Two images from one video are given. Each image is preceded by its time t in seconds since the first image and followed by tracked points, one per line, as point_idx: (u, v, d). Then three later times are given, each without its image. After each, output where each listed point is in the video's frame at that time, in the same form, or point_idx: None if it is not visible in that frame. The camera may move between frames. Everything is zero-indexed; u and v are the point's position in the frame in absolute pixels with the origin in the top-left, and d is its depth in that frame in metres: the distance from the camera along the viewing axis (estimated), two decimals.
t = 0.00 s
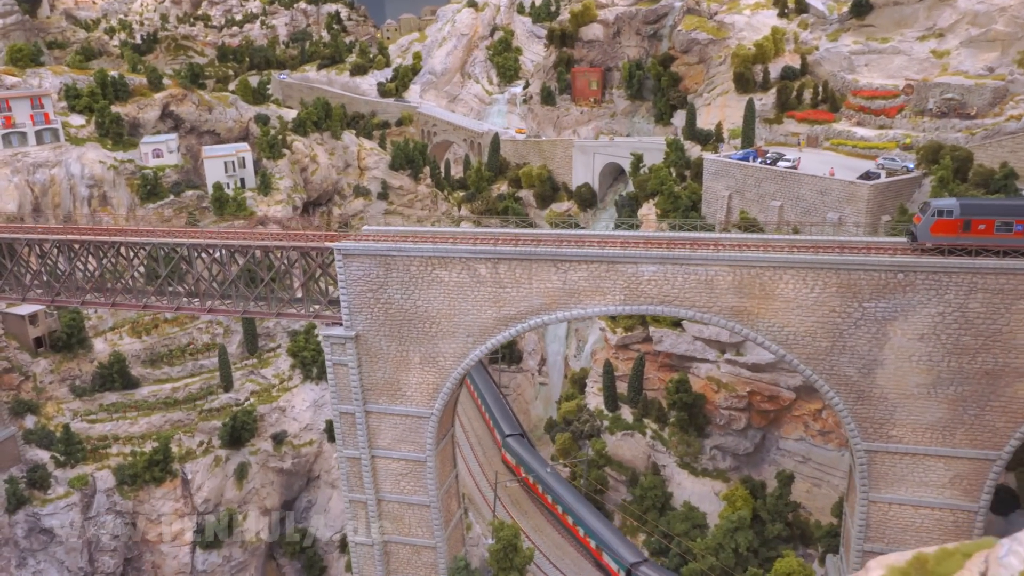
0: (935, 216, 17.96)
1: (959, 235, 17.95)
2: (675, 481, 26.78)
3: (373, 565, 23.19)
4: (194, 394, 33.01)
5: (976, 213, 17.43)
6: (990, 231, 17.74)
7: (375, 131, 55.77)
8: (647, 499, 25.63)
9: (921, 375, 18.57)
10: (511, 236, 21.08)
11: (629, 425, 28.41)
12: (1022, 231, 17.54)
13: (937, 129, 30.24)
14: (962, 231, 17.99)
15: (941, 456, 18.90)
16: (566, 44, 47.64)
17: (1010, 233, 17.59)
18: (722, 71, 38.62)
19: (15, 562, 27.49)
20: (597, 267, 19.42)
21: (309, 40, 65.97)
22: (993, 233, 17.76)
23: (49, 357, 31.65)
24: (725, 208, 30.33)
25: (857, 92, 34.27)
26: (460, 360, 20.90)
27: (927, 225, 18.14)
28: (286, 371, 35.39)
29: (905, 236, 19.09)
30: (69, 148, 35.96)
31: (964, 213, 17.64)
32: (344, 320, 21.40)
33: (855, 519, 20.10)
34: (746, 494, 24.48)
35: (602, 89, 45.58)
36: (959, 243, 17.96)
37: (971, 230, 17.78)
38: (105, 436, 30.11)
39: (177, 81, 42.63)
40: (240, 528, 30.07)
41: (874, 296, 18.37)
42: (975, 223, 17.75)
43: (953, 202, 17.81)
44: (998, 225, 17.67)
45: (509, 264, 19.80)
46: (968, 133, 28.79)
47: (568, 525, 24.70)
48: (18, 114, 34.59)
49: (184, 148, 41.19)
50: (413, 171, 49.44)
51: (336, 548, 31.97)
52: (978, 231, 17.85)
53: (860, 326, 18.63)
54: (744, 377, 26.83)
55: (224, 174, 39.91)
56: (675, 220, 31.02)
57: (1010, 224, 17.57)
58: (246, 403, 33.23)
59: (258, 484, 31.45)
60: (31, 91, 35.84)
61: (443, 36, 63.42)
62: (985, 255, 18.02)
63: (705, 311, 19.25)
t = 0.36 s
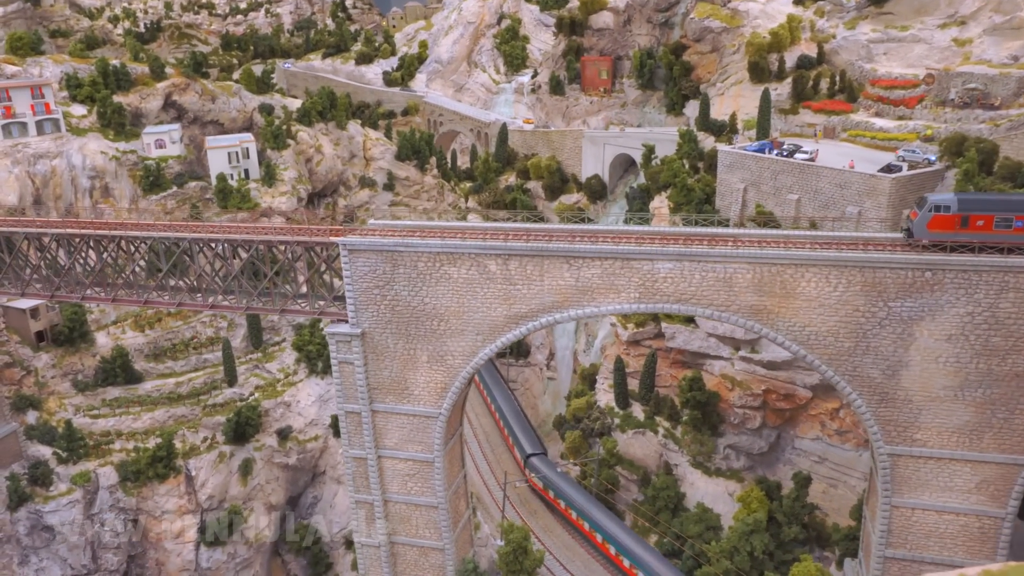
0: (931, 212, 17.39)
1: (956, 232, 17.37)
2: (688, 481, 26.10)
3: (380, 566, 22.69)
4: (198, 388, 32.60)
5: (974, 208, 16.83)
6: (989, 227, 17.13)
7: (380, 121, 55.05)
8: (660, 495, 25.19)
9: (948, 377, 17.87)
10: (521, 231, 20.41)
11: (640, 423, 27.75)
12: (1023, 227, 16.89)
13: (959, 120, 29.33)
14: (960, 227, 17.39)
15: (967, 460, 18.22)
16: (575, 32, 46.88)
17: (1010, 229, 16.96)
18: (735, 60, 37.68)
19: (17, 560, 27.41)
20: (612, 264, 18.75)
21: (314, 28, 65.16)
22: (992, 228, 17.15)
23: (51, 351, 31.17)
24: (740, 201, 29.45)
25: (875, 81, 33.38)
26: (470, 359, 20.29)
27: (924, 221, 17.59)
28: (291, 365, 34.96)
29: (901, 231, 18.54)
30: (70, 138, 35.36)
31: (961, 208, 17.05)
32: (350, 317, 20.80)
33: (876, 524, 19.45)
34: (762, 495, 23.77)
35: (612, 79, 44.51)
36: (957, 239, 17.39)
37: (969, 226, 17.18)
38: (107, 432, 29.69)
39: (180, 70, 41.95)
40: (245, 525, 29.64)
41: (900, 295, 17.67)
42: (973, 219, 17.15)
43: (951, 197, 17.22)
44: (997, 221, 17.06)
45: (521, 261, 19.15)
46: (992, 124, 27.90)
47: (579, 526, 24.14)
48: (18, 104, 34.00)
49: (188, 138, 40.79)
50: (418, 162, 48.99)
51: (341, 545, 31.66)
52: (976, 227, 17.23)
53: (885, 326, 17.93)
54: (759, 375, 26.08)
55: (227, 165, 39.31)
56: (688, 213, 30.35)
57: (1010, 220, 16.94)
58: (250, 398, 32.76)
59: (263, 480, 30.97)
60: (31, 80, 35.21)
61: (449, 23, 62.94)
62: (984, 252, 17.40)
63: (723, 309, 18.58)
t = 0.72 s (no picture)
0: (925, 208, 17.20)
1: (951, 228, 17.11)
2: (701, 480, 25.51)
3: (387, 568, 22.22)
4: (202, 382, 32.19)
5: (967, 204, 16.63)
6: (986, 224, 16.83)
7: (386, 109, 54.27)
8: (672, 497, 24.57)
9: (976, 379, 17.19)
10: (533, 227, 19.75)
11: (652, 421, 27.16)
12: (1020, 224, 16.53)
13: (982, 111, 28.45)
14: (956, 224, 17.13)
15: (995, 466, 17.57)
16: (585, 20, 45.91)
17: (1007, 226, 16.62)
18: (750, 48, 36.60)
19: (20, 557, 27.09)
20: (627, 261, 18.10)
21: (319, 15, 64.27)
22: (989, 225, 16.84)
23: (53, 345, 30.71)
24: (755, 193, 28.72)
25: (894, 70, 32.48)
26: (479, 358, 19.70)
27: (918, 217, 17.41)
28: (296, 359, 34.41)
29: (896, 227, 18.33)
30: (71, 128, 34.76)
31: (956, 204, 16.82)
32: (356, 315, 20.24)
33: (898, 529, 18.86)
34: (778, 497, 23.11)
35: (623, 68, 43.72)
36: (951, 236, 17.13)
37: (964, 223, 16.93)
38: (110, 427, 29.29)
39: (182, 59, 41.23)
40: (249, 522, 29.28)
41: (928, 295, 16.97)
42: (969, 216, 16.90)
43: (946, 193, 17.02)
44: (993, 218, 16.77)
45: (533, 258, 18.51)
46: (1017, 115, 27.05)
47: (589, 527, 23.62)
48: (18, 94, 33.41)
49: (190, 128, 40.22)
50: (425, 152, 47.98)
51: (347, 541, 31.37)
52: (973, 224, 16.95)
53: (911, 327, 17.25)
54: (774, 373, 25.48)
55: (231, 155, 38.62)
56: (702, 206, 29.65)
57: (1008, 217, 16.63)
58: (255, 392, 32.33)
59: (268, 476, 30.57)
60: (32, 69, 34.60)
61: (456, 10, 62.27)
62: (982, 249, 17.05)
63: (742, 309, 17.92)
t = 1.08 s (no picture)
0: (915, 204, 16.62)
1: (941, 224, 16.53)
2: (715, 481, 24.92)
3: (393, 570, 21.75)
4: (206, 377, 31.70)
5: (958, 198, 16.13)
6: (976, 220, 16.31)
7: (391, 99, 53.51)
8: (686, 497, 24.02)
9: (1006, 383, 16.51)
10: (544, 223, 19.11)
11: (664, 420, 26.57)
12: (1011, 221, 16.13)
13: (1006, 102, 27.59)
14: (946, 220, 16.57)
15: None
16: (595, 8, 44.69)
17: (998, 222, 16.18)
18: (764, 37, 35.71)
19: (21, 555, 26.72)
20: (642, 259, 17.43)
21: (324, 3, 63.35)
22: (979, 222, 16.34)
23: (54, 340, 30.24)
24: (772, 187, 27.95)
25: (914, 59, 31.47)
26: (488, 358, 19.11)
27: (907, 213, 16.85)
28: (301, 353, 34.01)
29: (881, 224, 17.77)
30: (71, 118, 34.18)
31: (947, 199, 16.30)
32: (361, 313, 19.67)
33: (921, 536, 18.26)
34: (795, 499, 22.47)
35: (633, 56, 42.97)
36: (941, 233, 16.54)
37: (955, 218, 16.40)
38: (113, 423, 28.88)
39: (185, 47, 40.52)
40: (254, 519, 28.90)
41: (956, 295, 16.27)
42: (959, 212, 16.39)
43: (935, 188, 16.52)
44: (984, 214, 16.28)
45: (544, 255, 17.87)
46: None
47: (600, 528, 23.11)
48: (17, 83, 32.81)
49: (193, 119, 39.56)
50: (431, 142, 47.27)
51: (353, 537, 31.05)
52: (963, 220, 16.43)
53: (938, 328, 16.56)
54: (790, 371, 24.84)
55: (235, 146, 38.01)
56: (716, 199, 28.97)
57: (999, 213, 16.21)
58: (259, 387, 31.93)
59: (272, 472, 30.15)
60: (32, 58, 34.00)
61: None
62: (973, 246, 16.52)
63: (762, 309, 17.23)
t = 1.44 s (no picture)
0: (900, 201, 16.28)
1: (927, 222, 16.17)
2: (728, 483, 24.36)
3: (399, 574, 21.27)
4: (209, 373, 31.26)
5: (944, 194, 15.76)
6: (963, 217, 15.94)
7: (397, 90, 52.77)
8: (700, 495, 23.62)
9: None
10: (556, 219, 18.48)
11: (676, 419, 25.98)
12: (998, 218, 15.72)
13: None
14: (932, 217, 16.20)
15: None
16: None
17: (985, 219, 15.78)
18: (779, 26, 34.87)
19: (22, 555, 26.39)
20: (658, 258, 16.79)
21: None
22: (966, 219, 15.96)
23: (55, 335, 29.80)
24: (788, 181, 27.08)
25: (933, 50, 30.74)
26: (498, 358, 18.52)
27: (892, 209, 16.51)
28: (305, 349, 33.62)
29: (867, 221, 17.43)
30: (72, 110, 33.67)
31: (932, 196, 15.95)
32: (367, 312, 19.10)
33: (945, 544, 17.64)
34: (812, 503, 21.86)
35: (643, 47, 42.42)
36: (927, 229, 16.15)
37: (941, 215, 16.03)
38: (115, 421, 28.47)
39: (187, 37, 39.84)
40: (258, 517, 28.49)
41: (987, 297, 15.54)
42: (945, 209, 16.03)
43: (921, 184, 16.18)
44: (971, 211, 15.88)
45: (556, 253, 17.25)
46: None
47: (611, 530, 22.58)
48: (17, 74, 32.26)
49: (196, 110, 38.94)
50: (437, 133, 46.91)
51: (358, 535, 30.59)
52: (949, 217, 16.07)
53: (966, 331, 15.84)
54: (806, 371, 24.19)
55: (237, 137, 37.29)
56: (730, 193, 28.27)
57: (986, 210, 15.80)
58: (262, 383, 31.52)
59: (276, 469, 29.73)
60: (32, 48, 33.43)
61: None
62: (960, 244, 16.14)
63: (783, 310, 16.53)
